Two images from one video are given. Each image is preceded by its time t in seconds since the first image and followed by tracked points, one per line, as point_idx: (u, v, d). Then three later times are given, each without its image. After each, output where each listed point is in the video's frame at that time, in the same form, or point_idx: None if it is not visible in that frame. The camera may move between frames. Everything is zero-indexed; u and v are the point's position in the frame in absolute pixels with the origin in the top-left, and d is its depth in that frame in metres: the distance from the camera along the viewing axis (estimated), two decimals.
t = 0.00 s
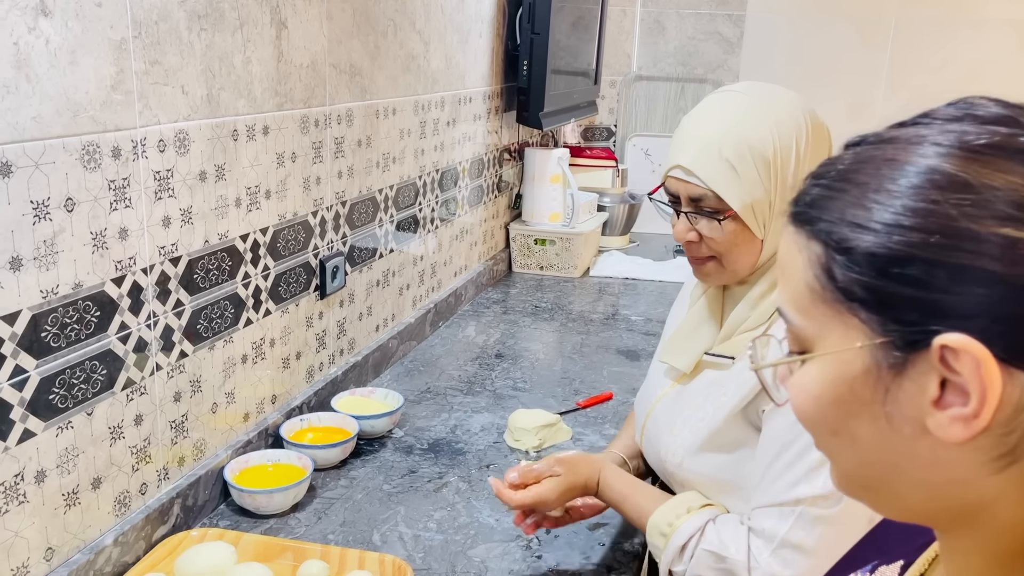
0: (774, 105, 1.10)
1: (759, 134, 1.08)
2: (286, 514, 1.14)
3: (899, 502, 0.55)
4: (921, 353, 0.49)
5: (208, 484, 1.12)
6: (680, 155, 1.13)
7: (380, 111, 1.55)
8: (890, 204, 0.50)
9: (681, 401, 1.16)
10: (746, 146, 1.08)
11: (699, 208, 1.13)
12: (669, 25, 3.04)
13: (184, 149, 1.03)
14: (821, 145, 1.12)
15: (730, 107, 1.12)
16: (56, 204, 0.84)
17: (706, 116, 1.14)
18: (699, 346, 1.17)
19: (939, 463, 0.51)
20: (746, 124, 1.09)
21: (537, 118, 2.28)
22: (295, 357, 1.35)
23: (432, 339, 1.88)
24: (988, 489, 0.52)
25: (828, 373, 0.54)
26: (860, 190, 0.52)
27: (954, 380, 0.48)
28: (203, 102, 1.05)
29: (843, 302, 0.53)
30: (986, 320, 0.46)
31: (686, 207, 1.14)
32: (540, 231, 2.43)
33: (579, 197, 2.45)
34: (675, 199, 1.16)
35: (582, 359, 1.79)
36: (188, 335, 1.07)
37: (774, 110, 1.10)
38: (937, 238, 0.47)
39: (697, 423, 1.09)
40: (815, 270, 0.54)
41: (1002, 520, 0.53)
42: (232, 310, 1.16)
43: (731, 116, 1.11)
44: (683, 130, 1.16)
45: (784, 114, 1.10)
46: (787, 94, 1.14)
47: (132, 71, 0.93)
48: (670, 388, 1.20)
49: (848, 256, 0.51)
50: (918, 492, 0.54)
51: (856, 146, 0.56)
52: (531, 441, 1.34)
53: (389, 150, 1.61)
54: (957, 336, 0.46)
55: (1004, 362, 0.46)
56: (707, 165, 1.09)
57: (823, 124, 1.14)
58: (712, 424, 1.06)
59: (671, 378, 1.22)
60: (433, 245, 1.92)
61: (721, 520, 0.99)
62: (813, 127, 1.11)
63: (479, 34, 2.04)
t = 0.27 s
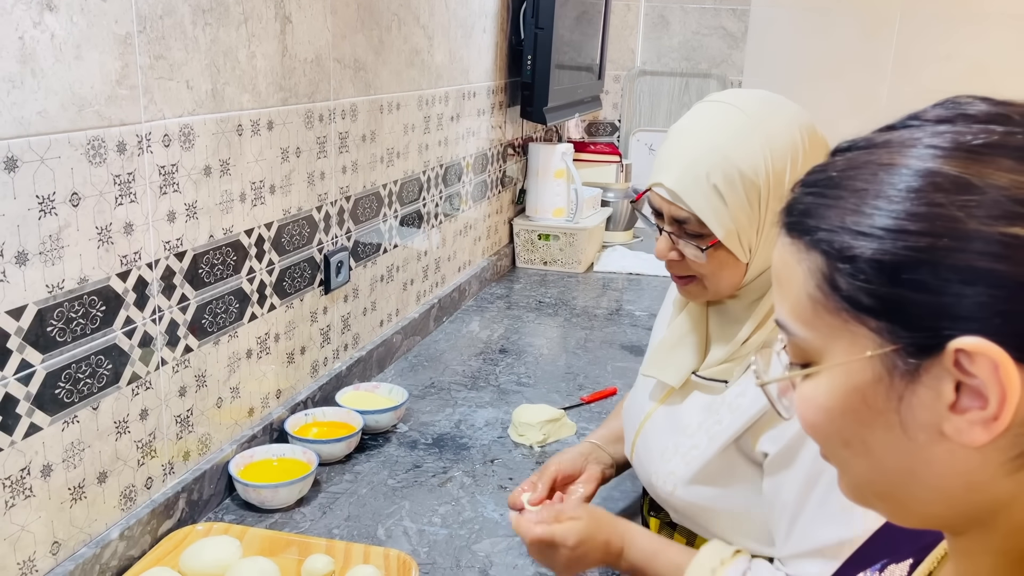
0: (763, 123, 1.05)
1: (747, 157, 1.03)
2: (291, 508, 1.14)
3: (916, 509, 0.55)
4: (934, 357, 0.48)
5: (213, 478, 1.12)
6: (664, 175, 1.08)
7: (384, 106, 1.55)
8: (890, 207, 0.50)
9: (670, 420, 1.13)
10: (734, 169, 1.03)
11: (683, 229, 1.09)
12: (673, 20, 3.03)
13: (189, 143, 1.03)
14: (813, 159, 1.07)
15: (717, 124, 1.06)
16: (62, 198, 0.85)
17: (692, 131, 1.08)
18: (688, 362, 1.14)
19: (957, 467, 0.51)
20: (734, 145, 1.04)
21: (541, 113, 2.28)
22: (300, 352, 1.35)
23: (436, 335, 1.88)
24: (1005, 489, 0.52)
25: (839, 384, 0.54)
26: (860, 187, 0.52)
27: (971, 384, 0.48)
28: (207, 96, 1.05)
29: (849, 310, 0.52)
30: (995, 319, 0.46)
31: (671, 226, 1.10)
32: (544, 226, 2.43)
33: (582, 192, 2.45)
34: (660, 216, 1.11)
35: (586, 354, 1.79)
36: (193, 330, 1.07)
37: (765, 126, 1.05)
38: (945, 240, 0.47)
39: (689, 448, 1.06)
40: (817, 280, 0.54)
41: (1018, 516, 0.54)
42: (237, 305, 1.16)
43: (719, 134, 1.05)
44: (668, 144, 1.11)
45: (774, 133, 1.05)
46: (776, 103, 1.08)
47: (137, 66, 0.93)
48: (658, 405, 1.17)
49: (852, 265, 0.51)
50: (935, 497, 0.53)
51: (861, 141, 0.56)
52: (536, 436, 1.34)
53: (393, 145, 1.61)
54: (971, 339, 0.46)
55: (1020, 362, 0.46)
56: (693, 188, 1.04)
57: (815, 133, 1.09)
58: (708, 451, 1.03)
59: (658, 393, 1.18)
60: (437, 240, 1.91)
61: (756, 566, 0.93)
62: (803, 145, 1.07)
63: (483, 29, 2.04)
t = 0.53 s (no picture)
0: (758, 133, 0.94)
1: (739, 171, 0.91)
2: (298, 500, 1.14)
3: (919, 500, 0.55)
4: (935, 350, 0.48)
5: (220, 470, 1.13)
6: (647, 183, 0.95)
7: (389, 99, 1.55)
8: (890, 197, 0.49)
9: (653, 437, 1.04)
10: (725, 185, 0.91)
11: (667, 243, 0.97)
12: (678, 12, 3.02)
13: (195, 136, 1.03)
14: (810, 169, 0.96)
15: (707, 130, 0.94)
16: (69, 191, 0.85)
17: (678, 138, 0.95)
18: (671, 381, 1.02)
19: (960, 459, 0.51)
20: (724, 157, 0.92)
21: (546, 106, 2.27)
22: (306, 345, 1.35)
23: (441, 327, 1.89)
24: (1008, 479, 0.51)
25: (841, 378, 0.53)
26: (861, 175, 0.52)
27: (972, 376, 0.47)
28: (213, 89, 1.05)
29: (849, 304, 0.52)
30: (996, 311, 0.46)
31: (654, 241, 0.98)
32: (549, 219, 2.42)
33: (587, 185, 2.45)
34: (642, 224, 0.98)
35: (591, 346, 1.80)
36: (199, 323, 1.07)
37: (757, 135, 0.93)
38: (943, 232, 0.47)
39: (672, 468, 0.98)
40: (817, 274, 0.53)
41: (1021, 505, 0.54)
42: (243, 297, 1.16)
43: (709, 142, 0.93)
44: (650, 151, 0.98)
45: (769, 144, 0.93)
46: (769, 108, 0.97)
47: (143, 59, 0.93)
48: (639, 421, 1.07)
49: (853, 258, 0.50)
50: (938, 489, 0.53)
51: (868, 131, 0.56)
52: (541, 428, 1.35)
53: (398, 138, 1.61)
54: (971, 332, 0.46)
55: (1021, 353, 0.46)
56: (680, 206, 0.92)
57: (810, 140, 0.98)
58: (693, 474, 0.95)
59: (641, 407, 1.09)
60: (442, 233, 1.91)
61: None
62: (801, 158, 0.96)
63: (487, 21, 2.03)
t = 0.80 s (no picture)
0: (730, 149, 0.85)
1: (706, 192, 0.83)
2: (305, 490, 1.15)
3: (930, 492, 0.55)
4: (952, 342, 0.48)
5: (228, 460, 1.13)
6: (609, 201, 0.86)
7: (394, 89, 1.54)
8: (903, 184, 0.49)
9: (643, 458, 1.00)
10: (691, 210, 0.83)
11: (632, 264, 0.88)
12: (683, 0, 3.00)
13: (201, 126, 1.03)
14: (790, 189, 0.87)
15: (674, 145, 0.85)
16: (75, 181, 0.85)
17: (644, 155, 0.86)
18: (652, 405, 0.98)
19: (973, 451, 0.51)
20: (692, 179, 0.83)
21: (551, 96, 2.26)
22: (312, 335, 1.35)
23: (446, 318, 1.89)
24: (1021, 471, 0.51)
25: (855, 369, 0.53)
26: (874, 161, 0.51)
27: (989, 369, 0.47)
28: (218, 79, 1.05)
29: (864, 294, 0.52)
30: (1014, 304, 0.45)
31: (617, 262, 0.90)
32: (554, 209, 2.42)
33: (592, 175, 2.44)
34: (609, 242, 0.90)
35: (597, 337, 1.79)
36: (206, 313, 1.07)
37: (732, 155, 0.84)
38: (963, 223, 0.46)
39: (663, 495, 0.95)
40: (830, 263, 0.53)
41: None
42: (249, 288, 1.16)
43: (675, 161, 0.84)
44: (616, 166, 0.89)
45: (742, 163, 0.84)
46: (747, 123, 0.88)
47: (148, 48, 0.92)
48: (623, 440, 1.03)
49: (868, 248, 0.50)
50: (951, 480, 0.53)
51: (879, 116, 0.55)
52: (547, 418, 1.35)
53: (402, 128, 1.60)
54: (990, 325, 0.46)
55: None
56: (641, 231, 0.84)
57: (792, 156, 0.89)
58: (686, 502, 0.92)
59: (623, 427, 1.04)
60: (447, 224, 1.91)
61: None
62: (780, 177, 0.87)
63: (492, 10, 2.02)
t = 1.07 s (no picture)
0: (697, 156, 0.84)
1: (674, 201, 0.82)
2: (312, 476, 1.15)
3: (945, 473, 0.54)
4: (970, 323, 0.47)
5: (233, 447, 1.13)
6: (580, 213, 0.86)
7: (396, 74, 1.53)
8: (917, 159, 0.48)
9: (632, 469, 0.99)
10: (660, 221, 0.82)
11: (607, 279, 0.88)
12: None
13: (203, 112, 1.02)
14: (760, 196, 0.87)
15: (640, 154, 0.85)
16: (78, 167, 0.84)
17: (613, 166, 0.85)
18: (633, 412, 0.99)
19: (990, 434, 0.50)
20: (661, 192, 0.83)
21: (555, 82, 2.25)
22: (317, 322, 1.35)
23: (451, 306, 1.88)
24: None
25: (869, 345, 0.53)
26: (889, 137, 0.50)
27: (1006, 351, 0.47)
28: (220, 64, 1.04)
29: (880, 273, 0.51)
30: None
31: (589, 275, 0.89)
32: (558, 196, 2.41)
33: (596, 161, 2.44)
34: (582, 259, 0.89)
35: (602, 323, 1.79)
36: (211, 299, 1.07)
37: (701, 165, 0.83)
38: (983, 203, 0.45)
39: (662, 503, 0.94)
40: (846, 241, 0.52)
41: None
42: (254, 274, 1.16)
43: (641, 171, 0.84)
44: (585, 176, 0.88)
45: (709, 169, 0.84)
46: (716, 127, 0.86)
47: (149, 32, 0.92)
48: (609, 451, 1.03)
49: (884, 227, 0.49)
50: (966, 462, 0.53)
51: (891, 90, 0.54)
52: (553, 404, 1.35)
53: (406, 114, 1.59)
54: (1009, 307, 0.45)
55: None
56: (613, 246, 0.83)
57: (762, 159, 0.88)
58: (689, 507, 0.92)
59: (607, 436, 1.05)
60: (451, 211, 1.90)
61: None
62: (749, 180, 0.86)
63: None
